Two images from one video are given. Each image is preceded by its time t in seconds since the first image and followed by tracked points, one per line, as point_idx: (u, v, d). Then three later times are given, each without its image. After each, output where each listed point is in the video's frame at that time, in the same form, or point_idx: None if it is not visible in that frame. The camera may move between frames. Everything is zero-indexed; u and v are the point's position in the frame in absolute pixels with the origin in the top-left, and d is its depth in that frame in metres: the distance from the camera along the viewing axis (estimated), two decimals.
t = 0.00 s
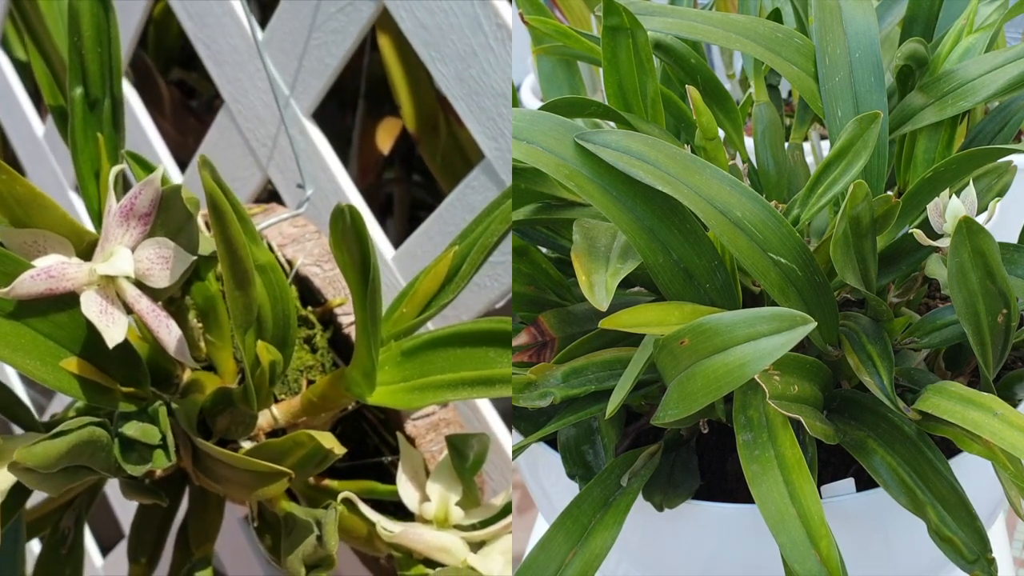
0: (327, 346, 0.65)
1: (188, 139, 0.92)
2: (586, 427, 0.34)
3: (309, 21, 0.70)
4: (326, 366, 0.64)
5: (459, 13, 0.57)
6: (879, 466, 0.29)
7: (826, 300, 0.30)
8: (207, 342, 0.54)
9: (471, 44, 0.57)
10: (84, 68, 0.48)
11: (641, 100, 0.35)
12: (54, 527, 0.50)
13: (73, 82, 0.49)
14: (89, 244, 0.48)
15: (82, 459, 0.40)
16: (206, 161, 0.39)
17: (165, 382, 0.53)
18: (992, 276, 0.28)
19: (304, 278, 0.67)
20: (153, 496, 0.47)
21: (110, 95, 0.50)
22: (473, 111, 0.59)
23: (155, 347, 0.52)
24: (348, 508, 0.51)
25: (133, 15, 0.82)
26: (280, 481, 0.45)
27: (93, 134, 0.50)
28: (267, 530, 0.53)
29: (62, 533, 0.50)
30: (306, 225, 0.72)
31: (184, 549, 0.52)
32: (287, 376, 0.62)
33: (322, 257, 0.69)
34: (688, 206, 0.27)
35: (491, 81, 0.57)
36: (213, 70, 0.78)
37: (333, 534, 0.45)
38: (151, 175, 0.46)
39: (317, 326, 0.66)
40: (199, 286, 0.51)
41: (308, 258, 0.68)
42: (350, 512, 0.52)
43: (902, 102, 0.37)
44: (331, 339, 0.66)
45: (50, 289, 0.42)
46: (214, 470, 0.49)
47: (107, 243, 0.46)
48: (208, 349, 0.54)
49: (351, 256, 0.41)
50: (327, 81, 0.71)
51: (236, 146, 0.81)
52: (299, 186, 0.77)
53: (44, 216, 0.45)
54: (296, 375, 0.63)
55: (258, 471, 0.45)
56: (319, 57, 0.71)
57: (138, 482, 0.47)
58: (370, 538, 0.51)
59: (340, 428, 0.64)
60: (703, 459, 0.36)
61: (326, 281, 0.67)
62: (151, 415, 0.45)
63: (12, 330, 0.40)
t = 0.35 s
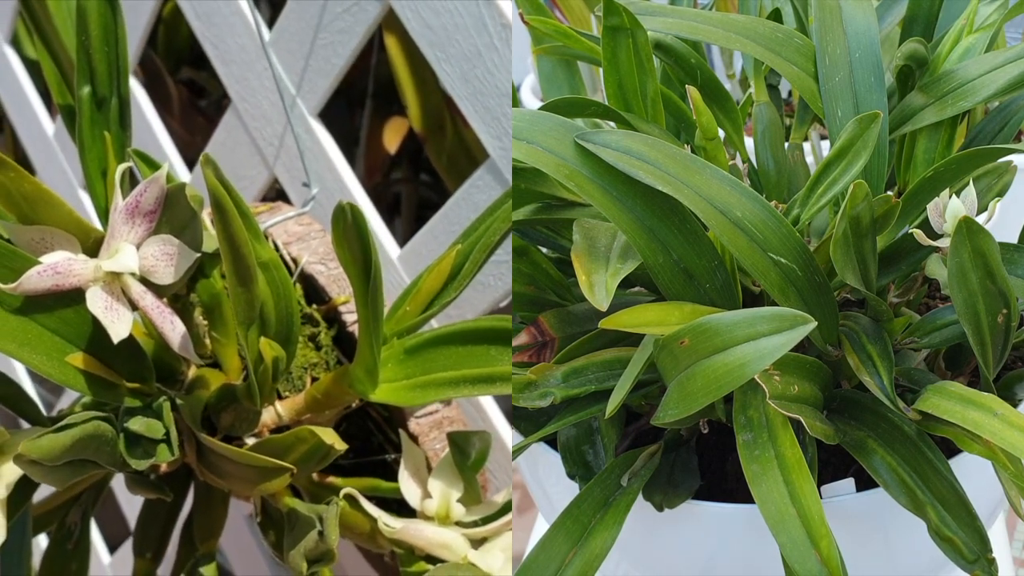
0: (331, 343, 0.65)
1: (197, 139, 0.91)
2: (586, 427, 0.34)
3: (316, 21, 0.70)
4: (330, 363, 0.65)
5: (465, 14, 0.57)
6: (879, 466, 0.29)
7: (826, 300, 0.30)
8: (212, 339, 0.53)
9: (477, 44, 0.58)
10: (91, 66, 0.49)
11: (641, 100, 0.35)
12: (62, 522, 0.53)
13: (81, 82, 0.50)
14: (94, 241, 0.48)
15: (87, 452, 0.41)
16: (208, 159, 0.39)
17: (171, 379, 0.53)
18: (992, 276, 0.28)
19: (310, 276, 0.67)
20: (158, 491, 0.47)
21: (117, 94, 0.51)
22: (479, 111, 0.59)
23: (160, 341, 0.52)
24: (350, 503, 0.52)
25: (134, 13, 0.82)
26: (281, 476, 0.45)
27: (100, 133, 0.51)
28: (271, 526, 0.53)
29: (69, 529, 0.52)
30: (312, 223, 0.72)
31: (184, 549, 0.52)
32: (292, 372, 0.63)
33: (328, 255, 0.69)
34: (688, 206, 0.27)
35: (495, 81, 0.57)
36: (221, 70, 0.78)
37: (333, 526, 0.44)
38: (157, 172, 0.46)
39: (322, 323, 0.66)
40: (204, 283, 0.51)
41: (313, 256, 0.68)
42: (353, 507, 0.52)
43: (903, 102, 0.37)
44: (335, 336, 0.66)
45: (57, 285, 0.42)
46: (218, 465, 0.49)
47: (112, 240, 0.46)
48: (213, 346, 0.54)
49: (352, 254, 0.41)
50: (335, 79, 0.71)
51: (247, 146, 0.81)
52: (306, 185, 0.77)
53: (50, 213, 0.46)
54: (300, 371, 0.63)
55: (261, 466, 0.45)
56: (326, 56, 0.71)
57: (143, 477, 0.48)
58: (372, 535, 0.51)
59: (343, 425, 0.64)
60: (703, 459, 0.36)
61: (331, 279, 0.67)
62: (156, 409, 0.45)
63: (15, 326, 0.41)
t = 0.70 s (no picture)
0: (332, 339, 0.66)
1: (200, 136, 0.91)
2: (586, 427, 0.34)
3: (316, 19, 0.70)
4: (330, 359, 0.65)
5: (463, 12, 0.57)
6: (879, 466, 0.29)
7: (826, 300, 0.30)
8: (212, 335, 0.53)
9: (476, 42, 0.57)
10: (92, 65, 0.50)
11: (640, 100, 0.35)
12: (64, 516, 0.52)
13: (82, 79, 0.50)
14: (95, 237, 0.49)
15: (87, 446, 0.41)
16: (205, 155, 0.40)
17: (172, 374, 0.53)
18: (992, 276, 0.28)
19: (310, 273, 0.68)
20: (158, 485, 0.48)
21: (119, 91, 0.51)
22: (478, 109, 0.59)
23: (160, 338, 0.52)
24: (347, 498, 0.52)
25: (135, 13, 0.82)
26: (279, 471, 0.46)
27: (102, 130, 0.51)
28: (270, 520, 0.53)
29: (71, 523, 0.52)
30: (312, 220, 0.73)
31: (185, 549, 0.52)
32: (292, 368, 0.62)
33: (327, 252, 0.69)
34: (688, 206, 0.27)
35: (493, 80, 0.58)
36: (222, 67, 0.78)
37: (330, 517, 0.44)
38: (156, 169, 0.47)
39: (321, 320, 0.67)
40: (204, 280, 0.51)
41: (313, 252, 0.69)
42: (351, 501, 0.52)
43: (902, 102, 0.37)
44: (335, 333, 0.67)
45: (57, 280, 0.43)
46: (216, 459, 0.50)
47: (111, 235, 0.47)
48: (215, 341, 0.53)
49: (348, 248, 0.41)
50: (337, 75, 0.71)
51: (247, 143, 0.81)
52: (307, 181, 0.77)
53: (51, 208, 0.46)
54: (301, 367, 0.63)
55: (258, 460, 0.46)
56: (326, 54, 0.71)
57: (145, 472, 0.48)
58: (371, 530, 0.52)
59: (344, 422, 0.64)
60: (703, 459, 0.36)
61: (330, 275, 0.67)
62: (156, 404, 0.45)
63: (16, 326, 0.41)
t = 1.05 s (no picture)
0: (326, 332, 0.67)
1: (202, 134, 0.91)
2: (586, 427, 0.34)
3: (314, 14, 0.70)
4: (324, 351, 0.66)
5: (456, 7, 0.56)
6: (879, 466, 0.29)
7: (826, 300, 0.30)
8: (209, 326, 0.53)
9: (469, 35, 0.55)
10: (87, 57, 0.50)
11: (640, 100, 0.35)
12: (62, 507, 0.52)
13: (77, 71, 0.50)
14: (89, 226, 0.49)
15: (78, 434, 0.41)
16: (193, 142, 0.40)
17: (168, 367, 0.54)
18: (992, 276, 0.28)
19: (305, 265, 0.70)
20: (152, 474, 0.48)
21: (113, 82, 0.51)
22: (472, 103, 0.59)
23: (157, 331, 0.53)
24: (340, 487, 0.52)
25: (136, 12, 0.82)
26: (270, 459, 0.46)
27: (97, 121, 0.52)
28: (265, 511, 0.53)
29: (69, 515, 0.52)
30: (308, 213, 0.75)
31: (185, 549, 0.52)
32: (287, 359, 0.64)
33: (321, 245, 0.71)
34: (688, 206, 0.27)
35: (489, 73, 0.55)
36: (221, 62, 0.78)
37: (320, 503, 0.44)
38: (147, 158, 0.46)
39: (316, 312, 0.67)
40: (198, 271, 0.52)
41: (309, 246, 0.71)
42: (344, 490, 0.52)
43: (902, 102, 0.37)
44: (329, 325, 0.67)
45: (49, 269, 0.42)
46: (209, 449, 0.50)
47: (103, 225, 0.46)
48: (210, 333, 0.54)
49: (337, 234, 0.42)
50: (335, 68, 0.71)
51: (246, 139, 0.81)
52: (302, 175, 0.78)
53: (43, 198, 0.46)
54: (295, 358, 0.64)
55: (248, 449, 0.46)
56: (324, 49, 0.71)
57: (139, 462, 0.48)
58: (364, 520, 0.52)
59: (338, 413, 0.65)
60: (703, 459, 0.36)
61: (325, 268, 0.69)
62: (149, 394, 0.45)
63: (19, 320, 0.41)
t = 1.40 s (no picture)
0: (321, 319, 0.66)
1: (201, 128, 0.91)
2: (586, 427, 0.34)
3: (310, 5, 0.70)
4: (319, 338, 0.65)
5: None
6: (879, 466, 0.29)
7: (826, 300, 0.30)
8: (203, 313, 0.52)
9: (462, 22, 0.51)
10: (84, 46, 0.49)
11: (640, 100, 0.35)
12: (59, 495, 0.52)
13: (72, 58, 0.50)
14: (83, 209, 0.47)
15: (72, 413, 0.41)
16: (183, 123, 0.39)
17: (165, 353, 0.53)
18: (992, 276, 0.28)
19: (299, 254, 0.68)
20: (147, 457, 0.48)
21: (109, 71, 0.51)
22: (466, 93, 0.56)
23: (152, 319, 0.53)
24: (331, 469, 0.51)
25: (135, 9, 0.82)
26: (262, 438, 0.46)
27: (92, 110, 0.52)
28: (257, 494, 0.53)
29: (66, 502, 0.52)
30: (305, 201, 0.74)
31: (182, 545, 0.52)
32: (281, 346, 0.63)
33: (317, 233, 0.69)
34: (688, 206, 0.27)
35: (481, 61, 0.51)
36: (219, 54, 0.79)
37: (309, 485, 0.44)
38: (141, 142, 0.45)
39: (310, 300, 0.67)
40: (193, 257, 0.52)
41: (303, 234, 0.70)
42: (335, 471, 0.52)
43: (902, 102, 0.37)
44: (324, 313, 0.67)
45: (43, 252, 0.42)
46: (202, 432, 0.50)
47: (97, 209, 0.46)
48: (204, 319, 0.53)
49: (328, 217, 0.42)
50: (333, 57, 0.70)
51: (245, 132, 0.81)
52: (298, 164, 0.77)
53: (36, 181, 0.45)
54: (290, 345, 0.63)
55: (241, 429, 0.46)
56: (320, 40, 0.70)
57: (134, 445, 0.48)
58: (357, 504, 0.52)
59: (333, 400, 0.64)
60: (703, 458, 0.36)
61: (319, 256, 0.67)
62: (143, 376, 0.45)
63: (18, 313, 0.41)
